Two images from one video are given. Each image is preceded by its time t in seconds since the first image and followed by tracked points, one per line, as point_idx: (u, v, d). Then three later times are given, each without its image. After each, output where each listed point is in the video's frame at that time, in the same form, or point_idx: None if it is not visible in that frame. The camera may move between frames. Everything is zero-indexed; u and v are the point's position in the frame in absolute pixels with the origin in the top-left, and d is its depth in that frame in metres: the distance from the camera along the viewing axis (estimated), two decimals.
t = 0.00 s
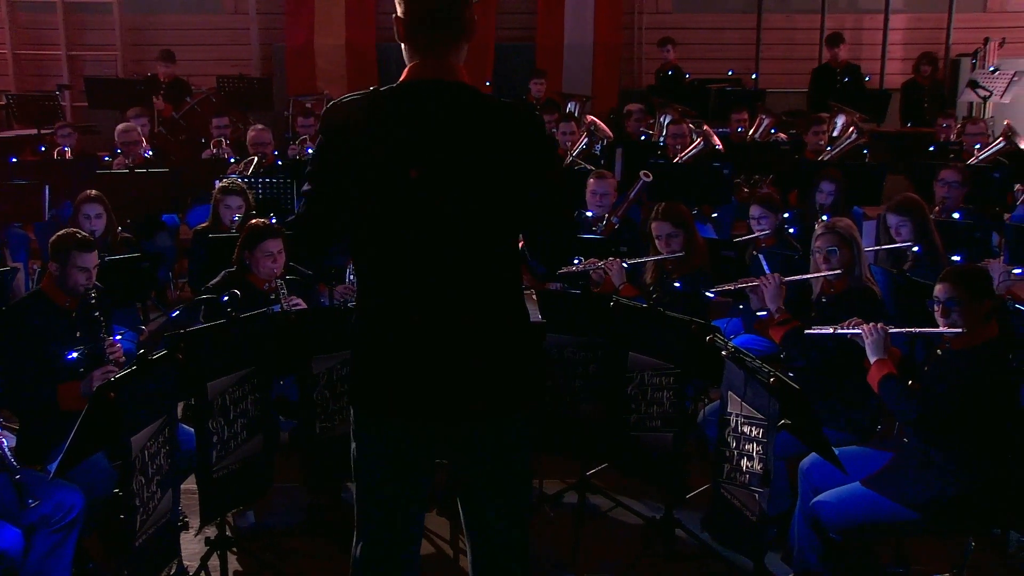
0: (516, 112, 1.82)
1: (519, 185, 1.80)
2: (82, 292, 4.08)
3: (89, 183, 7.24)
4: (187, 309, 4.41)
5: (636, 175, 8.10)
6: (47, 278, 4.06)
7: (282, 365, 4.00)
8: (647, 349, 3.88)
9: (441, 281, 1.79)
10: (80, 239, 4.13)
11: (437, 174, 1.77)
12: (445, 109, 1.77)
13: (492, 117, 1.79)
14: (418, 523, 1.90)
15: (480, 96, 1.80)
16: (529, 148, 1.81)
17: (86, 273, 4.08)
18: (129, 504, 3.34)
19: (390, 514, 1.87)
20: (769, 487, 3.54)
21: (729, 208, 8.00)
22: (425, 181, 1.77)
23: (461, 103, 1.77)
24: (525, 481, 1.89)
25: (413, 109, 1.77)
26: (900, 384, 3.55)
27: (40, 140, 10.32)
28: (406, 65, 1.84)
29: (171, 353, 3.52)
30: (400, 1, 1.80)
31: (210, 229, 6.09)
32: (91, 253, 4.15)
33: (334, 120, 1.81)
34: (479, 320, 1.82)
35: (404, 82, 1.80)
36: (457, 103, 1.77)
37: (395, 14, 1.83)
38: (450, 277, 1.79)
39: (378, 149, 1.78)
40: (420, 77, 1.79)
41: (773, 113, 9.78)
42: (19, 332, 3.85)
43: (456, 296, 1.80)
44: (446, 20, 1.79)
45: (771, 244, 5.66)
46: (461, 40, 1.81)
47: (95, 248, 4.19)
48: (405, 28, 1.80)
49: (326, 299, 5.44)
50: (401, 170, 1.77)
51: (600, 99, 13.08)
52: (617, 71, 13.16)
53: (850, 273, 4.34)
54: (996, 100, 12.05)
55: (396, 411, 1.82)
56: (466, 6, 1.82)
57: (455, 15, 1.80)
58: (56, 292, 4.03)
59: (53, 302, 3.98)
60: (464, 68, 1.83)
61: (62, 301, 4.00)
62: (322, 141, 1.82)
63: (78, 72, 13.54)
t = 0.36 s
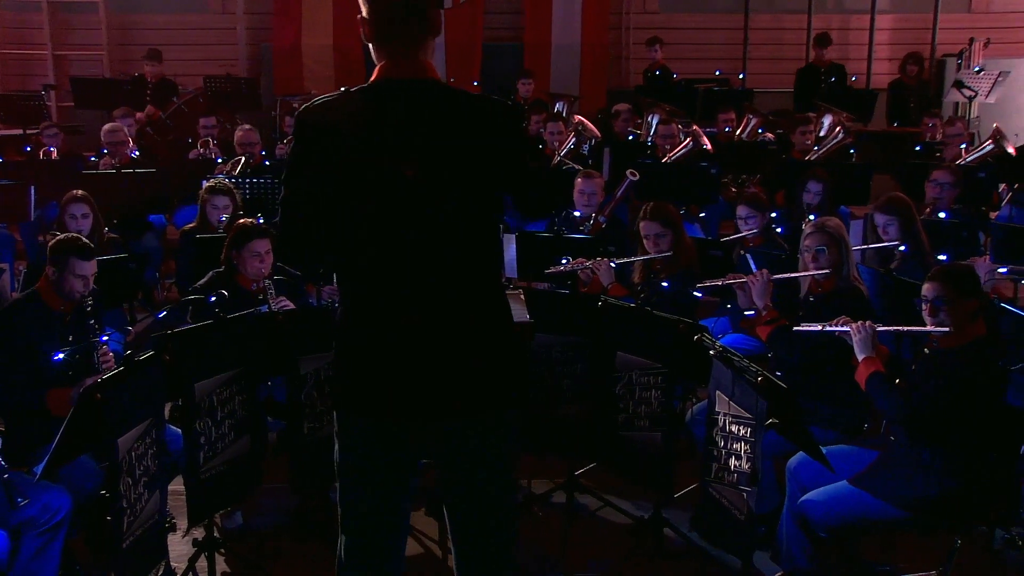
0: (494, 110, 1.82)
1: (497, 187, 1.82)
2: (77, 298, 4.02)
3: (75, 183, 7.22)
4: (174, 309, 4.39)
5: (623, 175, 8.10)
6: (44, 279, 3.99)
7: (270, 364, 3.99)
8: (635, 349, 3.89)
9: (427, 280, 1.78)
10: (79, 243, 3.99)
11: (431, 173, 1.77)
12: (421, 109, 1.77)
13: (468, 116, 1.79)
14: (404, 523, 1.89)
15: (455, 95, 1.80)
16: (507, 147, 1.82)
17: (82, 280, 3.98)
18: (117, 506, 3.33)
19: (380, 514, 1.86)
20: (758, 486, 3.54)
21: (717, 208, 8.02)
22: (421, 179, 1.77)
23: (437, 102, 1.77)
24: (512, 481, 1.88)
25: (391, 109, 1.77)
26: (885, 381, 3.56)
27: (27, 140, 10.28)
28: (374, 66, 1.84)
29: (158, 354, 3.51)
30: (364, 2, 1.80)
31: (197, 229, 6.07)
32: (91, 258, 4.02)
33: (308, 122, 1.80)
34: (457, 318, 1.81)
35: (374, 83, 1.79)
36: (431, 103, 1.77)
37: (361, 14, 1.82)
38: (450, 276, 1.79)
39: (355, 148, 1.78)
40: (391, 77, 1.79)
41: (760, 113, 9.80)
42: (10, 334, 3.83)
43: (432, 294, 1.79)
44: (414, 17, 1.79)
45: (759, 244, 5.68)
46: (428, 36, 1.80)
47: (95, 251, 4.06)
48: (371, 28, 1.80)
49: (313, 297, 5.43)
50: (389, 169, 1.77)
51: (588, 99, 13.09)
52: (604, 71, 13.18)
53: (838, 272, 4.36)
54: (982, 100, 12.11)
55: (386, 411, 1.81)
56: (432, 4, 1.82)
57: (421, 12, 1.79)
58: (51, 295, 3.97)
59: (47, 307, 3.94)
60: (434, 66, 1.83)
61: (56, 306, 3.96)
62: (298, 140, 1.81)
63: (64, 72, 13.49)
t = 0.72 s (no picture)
0: (480, 109, 1.81)
1: (485, 188, 1.81)
2: (75, 303, 4.08)
3: (60, 184, 7.19)
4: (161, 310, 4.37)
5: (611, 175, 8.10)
6: (44, 282, 4.04)
7: (257, 364, 3.99)
8: (623, 349, 3.90)
9: (413, 280, 1.78)
10: (82, 251, 4.01)
11: (423, 174, 1.77)
12: (407, 109, 1.76)
13: (455, 115, 1.78)
14: (392, 524, 1.89)
15: (442, 94, 1.79)
16: (492, 147, 1.82)
17: (81, 288, 4.03)
18: (104, 507, 3.31)
19: (368, 515, 1.85)
20: (746, 485, 3.54)
21: (704, 207, 8.03)
22: (417, 179, 1.77)
23: (422, 101, 1.76)
24: (499, 481, 1.88)
25: (376, 109, 1.76)
26: (874, 379, 3.57)
27: (12, 140, 10.22)
28: (356, 67, 1.83)
29: (145, 354, 3.49)
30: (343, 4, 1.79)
31: (182, 229, 6.04)
32: (92, 266, 4.06)
33: (292, 124, 1.79)
34: (442, 318, 1.81)
35: (357, 83, 1.78)
36: (414, 102, 1.76)
37: (341, 17, 1.82)
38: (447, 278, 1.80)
39: (341, 149, 1.77)
40: (374, 77, 1.78)
41: (747, 113, 9.81)
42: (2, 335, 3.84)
43: (417, 293, 1.79)
44: (392, 17, 1.78)
45: (746, 244, 5.69)
46: (406, 34, 1.80)
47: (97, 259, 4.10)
48: (351, 31, 1.79)
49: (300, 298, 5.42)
50: (377, 170, 1.76)
51: (577, 99, 13.08)
52: (592, 70, 13.19)
53: (826, 272, 4.37)
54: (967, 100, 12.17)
55: (375, 411, 1.81)
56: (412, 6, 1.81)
57: (397, 11, 1.79)
58: (49, 299, 4.03)
59: (44, 310, 4.00)
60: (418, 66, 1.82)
61: (53, 309, 4.02)
62: (281, 140, 1.81)
63: (49, 72, 13.40)
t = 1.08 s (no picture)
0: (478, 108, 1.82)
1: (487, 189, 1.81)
2: (65, 305, 4.07)
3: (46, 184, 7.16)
4: (148, 313, 4.35)
5: (598, 174, 8.10)
6: (35, 283, 4.03)
7: (246, 364, 3.97)
8: (612, 349, 3.91)
9: (410, 280, 1.79)
10: (70, 254, 3.97)
11: (423, 172, 1.77)
12: (405, 108, 1.76)
13: (459, 116, 1.79)
14: (385, 527, 1.88)
15: (450, 95, 1.80)
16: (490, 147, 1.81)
17: (70, 291, 4.01)
18: (90, 508, 3.30)
19: (361, 518, 1.84)
20: (734, 484, 3.55)
21: (692, 207, 8.05)
22: (415, 179, 1.77)
23: (421, 99, 1.77)
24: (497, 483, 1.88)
25: (375, 107, 1.77)
26: (861, 377, 3.57)
27: None
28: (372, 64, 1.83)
29: (132, 355, 3.47)
30: None
31: (168, 229, 6.02)
32: (81, 268, 4.02)
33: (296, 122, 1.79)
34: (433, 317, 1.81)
35: (370, 80, 1.79)
36: (411, 102, 1.77)
37: (361, 10, 1.82)
38: (444, 278, 1.80)
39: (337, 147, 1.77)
40: (387, 75, 1.78)
41: (735, 112, 9.81)
42: None
43: (410, 292, 1.79)
44: (410, 18, 1.78)
45: (734, 243, 5.70)
46: (426, 37, 1.80)
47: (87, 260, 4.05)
48: (371, 25, 1.80)
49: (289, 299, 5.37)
50: (376, 168, 1.76)
51: (564, 98, 13.08)
52: (579, 70, 13.20)
53: (814, 271, 4.37)
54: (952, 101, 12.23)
55: (368, 408, 1.80)
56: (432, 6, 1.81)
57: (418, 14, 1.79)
58: (40, 301, 4.03)
59: (33, 313, 4.01)
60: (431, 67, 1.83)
61: (43, 312, 4.03)
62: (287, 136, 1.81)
63: (35, 71, 13.33)
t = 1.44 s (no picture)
0: (485, 104, 1.85)
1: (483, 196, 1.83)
2: (38, 301, 4.06)
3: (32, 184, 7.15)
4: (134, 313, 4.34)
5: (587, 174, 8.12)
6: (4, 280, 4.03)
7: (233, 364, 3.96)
8: (601, 349, 3.91)
9: (410, 281, 1.82)
10: (42, 247, 4.06)
11: (419, 173, 1.81)
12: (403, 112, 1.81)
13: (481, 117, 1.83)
14: (397, 527, 1.91)
15: (476, 95, 1.84)
16: (490, 149, 1.83)
17: (43, 283, 4.03)
18: (77, 511, 3.26)
19: (378, 512, 1.88)
20: (722, 484, 3.56)
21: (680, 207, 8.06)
22: (408, 179, 1.80)
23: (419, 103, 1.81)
24: (509, 480, 1.92)
25: (375, 111, 1.81)
26: (850, 379, 3.53)
27: None
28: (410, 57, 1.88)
29: (120, 355, 3.44)
30: None
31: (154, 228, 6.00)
32: (52, 262, 4.10)
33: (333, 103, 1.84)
34: (438, 317, 1.84)
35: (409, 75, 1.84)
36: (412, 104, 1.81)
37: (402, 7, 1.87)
38: (448, 277, 1.83)
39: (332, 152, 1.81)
40: (427, 71, 1.83)
41: (723, 112, 9.83)
42: None
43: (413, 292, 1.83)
44: (452, 16, 1.84)
45: (722, 243, 5.71)
46: (466, 37, 1.86)
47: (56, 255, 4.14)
48: (412, 21, 1.84)
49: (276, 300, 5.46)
50: (375, 170, 1.80)
51: (552, 98, 13.09)
52: (568, 71, 13.21)
53: (801, 270, 4.39)
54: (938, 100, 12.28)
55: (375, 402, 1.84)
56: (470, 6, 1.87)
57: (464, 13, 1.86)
58: (11, 296, 4.02)
59: (6, 307, 3.98)
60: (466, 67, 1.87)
61: (16, 307, 4.01)
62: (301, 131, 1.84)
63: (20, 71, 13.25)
